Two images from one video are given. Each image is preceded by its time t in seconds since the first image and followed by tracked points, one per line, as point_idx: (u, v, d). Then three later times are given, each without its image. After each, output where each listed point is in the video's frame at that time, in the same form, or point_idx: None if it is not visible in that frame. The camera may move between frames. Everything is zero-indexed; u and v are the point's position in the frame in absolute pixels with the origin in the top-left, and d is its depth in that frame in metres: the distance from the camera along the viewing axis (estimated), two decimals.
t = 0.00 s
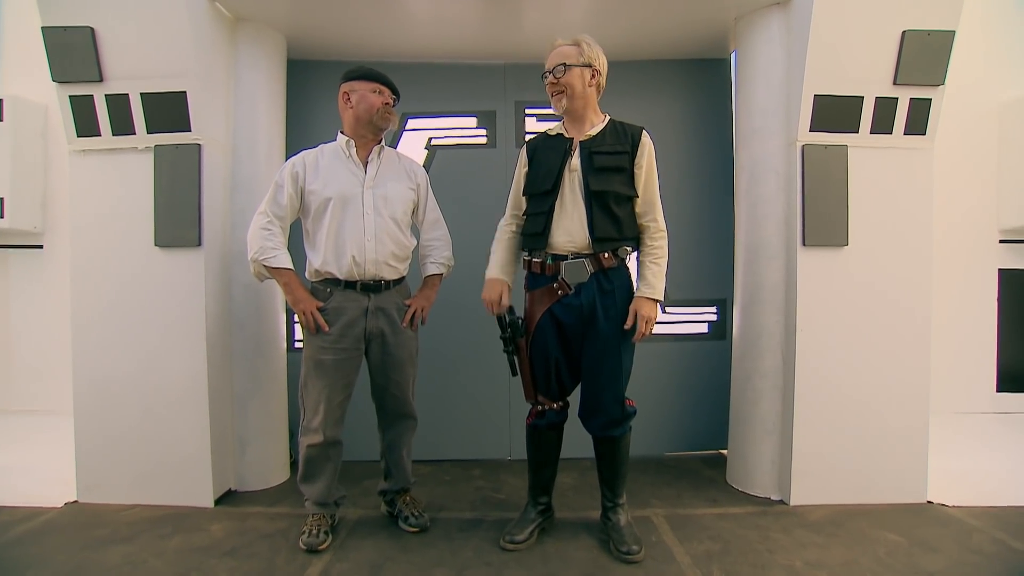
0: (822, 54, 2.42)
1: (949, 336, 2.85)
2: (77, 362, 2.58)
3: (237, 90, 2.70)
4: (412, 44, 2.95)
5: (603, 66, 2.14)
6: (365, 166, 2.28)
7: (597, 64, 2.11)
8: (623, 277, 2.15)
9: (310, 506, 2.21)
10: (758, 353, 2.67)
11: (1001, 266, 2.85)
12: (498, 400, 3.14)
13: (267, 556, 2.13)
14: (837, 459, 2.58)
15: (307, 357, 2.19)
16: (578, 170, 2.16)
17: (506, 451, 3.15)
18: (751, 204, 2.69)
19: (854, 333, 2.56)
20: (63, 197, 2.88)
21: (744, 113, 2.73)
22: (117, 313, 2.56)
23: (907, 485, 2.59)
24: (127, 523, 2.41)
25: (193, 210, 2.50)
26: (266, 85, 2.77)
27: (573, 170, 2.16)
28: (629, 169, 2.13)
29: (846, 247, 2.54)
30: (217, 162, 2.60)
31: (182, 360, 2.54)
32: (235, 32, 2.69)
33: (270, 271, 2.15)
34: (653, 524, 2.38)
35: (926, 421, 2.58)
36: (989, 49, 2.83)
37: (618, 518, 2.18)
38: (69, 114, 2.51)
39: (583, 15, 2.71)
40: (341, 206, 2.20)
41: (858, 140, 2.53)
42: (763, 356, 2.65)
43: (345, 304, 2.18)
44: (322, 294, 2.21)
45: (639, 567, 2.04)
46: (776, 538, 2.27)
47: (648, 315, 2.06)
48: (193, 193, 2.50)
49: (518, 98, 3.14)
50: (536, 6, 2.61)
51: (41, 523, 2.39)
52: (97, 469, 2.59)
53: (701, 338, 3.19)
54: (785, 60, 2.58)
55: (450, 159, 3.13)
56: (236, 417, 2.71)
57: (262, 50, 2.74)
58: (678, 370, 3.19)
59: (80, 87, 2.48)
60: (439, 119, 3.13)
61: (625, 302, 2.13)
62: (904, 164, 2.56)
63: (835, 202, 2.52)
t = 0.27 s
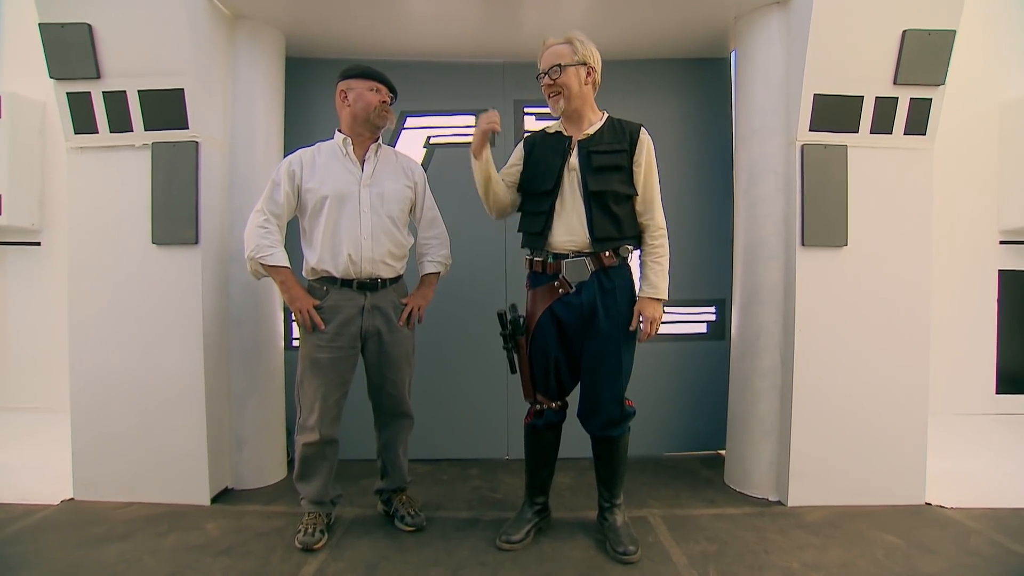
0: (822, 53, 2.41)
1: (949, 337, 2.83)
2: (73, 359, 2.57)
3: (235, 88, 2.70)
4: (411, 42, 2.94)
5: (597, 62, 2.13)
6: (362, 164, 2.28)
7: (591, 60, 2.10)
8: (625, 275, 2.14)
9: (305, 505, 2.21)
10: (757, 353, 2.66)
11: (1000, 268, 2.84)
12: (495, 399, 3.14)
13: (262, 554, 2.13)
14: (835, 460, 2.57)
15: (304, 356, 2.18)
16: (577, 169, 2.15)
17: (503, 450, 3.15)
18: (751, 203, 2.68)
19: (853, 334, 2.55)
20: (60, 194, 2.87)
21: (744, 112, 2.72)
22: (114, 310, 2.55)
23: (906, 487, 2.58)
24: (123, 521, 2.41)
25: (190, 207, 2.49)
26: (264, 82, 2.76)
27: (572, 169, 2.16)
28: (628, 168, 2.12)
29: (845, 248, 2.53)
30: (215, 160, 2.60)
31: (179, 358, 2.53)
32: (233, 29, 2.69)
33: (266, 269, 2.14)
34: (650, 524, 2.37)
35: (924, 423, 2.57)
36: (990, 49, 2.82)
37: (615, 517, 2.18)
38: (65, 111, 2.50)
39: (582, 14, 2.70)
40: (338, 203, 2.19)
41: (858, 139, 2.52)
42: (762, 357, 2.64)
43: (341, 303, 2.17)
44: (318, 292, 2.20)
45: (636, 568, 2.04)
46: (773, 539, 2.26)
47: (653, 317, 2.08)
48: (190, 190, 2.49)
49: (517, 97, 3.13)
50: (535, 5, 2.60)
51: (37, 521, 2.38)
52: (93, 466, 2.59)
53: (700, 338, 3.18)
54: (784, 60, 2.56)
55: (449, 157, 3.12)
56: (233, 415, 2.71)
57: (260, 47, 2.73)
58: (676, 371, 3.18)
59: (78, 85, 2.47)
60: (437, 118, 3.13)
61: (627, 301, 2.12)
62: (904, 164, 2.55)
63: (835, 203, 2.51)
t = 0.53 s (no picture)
0: (819, 57, 2.41)
1: (946, 341, 2.84)
2: (69, 362, 2.57)
3: (233, 91, 2.70)
4: (410, 46, 2.95)
5: (589, 65, 2.10)
6: (359, 168, 2.28)
7: (578, 63, 2.10)
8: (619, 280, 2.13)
9: (302, 509, 2.20)
10: (755, 357, 2.66)
11: (997, 272, 2.84)
12: (493, 403, 3.13)
13: (258, 559, 2.12)
14: (833, 464, 2.56)
15: (300, 359, 2.18)
16: (569, 175, 2.15)
17: (501, 454, 3.14)
18: (748, 207, 2.68)
19: (850, 338, 2.55)
20: (59, 197, 2.87)
21: (740, 116, 2.73)
22: (111, 314, 2.55)
23: (904, 491, 2.57)
24: (118, 525, 2.40)
25: (188, 211, 2.49)
26: (262, 85, 2.76)
27: (565, 175, 2.15)
28: (621, 173, 2.10)
29: (843, 252, 2.53)
30: (212, 163, 2.60)
31: (175, 361, 2.53)
32: (232, 33, 2.69)
33: (264, 273, 2.14)
34: (648, 529, 2.36)
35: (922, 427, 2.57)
36: (986, 54, 2.83)
37: (613, 525, 2.17)
38: (63, 113, 2.50)
39: (581, 18, 2.70)
40: (335, 207, 2.19)
41: (855, 143, 2.52)
42: (760, 360, 2.64)
43: (338, 307, 2.17)
44: (315, 296, 2.20)
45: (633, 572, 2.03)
46: (771, 544, 2.25)
47: (650, 324, 2.07)
48: (188, 194, 2.49)
49: (516, 101, 3.14)
50: (533, 9, 2.61)
51: (32, 525, 2.37)
52: (89, 470, 2.58)
53: (698, 342, 3.18)
54: (782, 64, 2.57)
55: (448, 160, 3.13)
56: (230, 419, 2.70)
57: (258, 50, 2.73)
58: (675, 376, 3.18)
59: (76, 87, 2.47)
60: (436, 122, 3.13)
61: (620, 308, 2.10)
62: (901, 169, 2.55)
63: (832, 207, 2.51)
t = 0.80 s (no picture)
0: (817, 60, 2.42)
1: (944, 343, 2.84)
2: (67, 363, 2.56)
3: (232, 92, 2.70)
4: (409, 48, 2.96)
5: (544, 70, 2.03)
6: (359, 169, 2.28)
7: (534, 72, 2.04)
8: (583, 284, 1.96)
9: (299, 510, 2.20)
10: (753, 359, 2.66)
11: (995, 275, 2.85)
12: (491, 405, 3.13)
13: (256, 560, 2.11)
14: (831, 466, 2.56)
15: (298, 360, 2.18)
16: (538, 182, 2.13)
17: (500, 456, 3.14)
18: (746, 210, 2.69)
19: (848, 340, 2.55)
20: (58, 197, 2.87)
21: (739, 118, 2.74)
22: (109, 315, 2.55)
23: (902, 493, 2.57)
24: (116, 526, 2.39)
25: (187, 212, 2.49)
26: (262, 86, 2.77)
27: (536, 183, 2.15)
28: (575, 173, 1.96)
29: (841, 254, 2.54)
30: (211, 164, 2.60)
31: (173, 363, 2.52)
32: (231, 34, 2.70)
33: (262, 274, 2.13)
34: (646, 531, 2.36)
35: (920, 429, 2.57)
36: (984, 57, 2.84)
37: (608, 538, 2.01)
38: (63, 114, 2.50)
39: (580, 21, 2.71)
40: (334, 209, 2.20)
41: (853, 146, 2.53)
42: (757, 363, 2.64)
43: (336, 308, 2.17)
44: (313, 297, 2.20)
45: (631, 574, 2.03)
46: (770, 546, 2.25)
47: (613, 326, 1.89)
48: (186, 195, 2.49)
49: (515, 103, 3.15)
50: (532, 12, 2.62)
51: (30, 526, 2.37)
52: (86, 471, 2.57)
53: (697, 344, 3.18)
54: (780, 67, 2.58)
55: (447, 162, 3.13)
56: (228, 420, 2.69)
57: (258, 51, 2.74)
58: (674, 378, 3.18)
59: (76, 88, 2.48)
60: (435, 124, 3.14)
61: (576, 314, 1.93)
62: (899, 172, 2.56)
63: (830, 209, 2.52)
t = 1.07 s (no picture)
0: (820, 60, 2.42)
1: (947, 343, 2.83)
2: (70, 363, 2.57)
3: (234, 93, 2.71)
4: (411, 48, 2.96)
5: (517, 77, 2.03)
6: (364, 169, 2.29)
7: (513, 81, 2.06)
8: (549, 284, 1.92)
9: (302, 510, 2.20)
10: (755, 359, 2.65)
11: (999, 274, 2.84)
12: (493, 405, 3.13)
13: (258, 560, 2.12)
14: (834, 466, 2.56)
15: (303, 361, 2.18)
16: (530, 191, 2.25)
17: (502, 455, 3.14)
18: (749, 210, 2.68)
19: (851, 340, 2.55)
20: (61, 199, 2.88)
21: (741, 118, 2.73)
22: (112, 315, 2.56)
23: (906, 494, 2.57)
24: (118, 526, 2.40)
25: (189, 212, 2.49)
26: (264, 87, 2.77)
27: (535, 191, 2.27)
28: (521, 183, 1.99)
29: (844, 254, 2.53)
30: (214, 164, 2.60)
31: (176, 363, 2.53)
32: (234, 35, 2.70)
33: (266, 274, 2.12)
34: (648, 531, 2.36)
35: (924, 429, 2.56)
36: (987, 56, 2.83)
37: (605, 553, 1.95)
38: (66, 115, 2.51)
39: (582, 21, 2.71)
40: (340, 209, 2.19)
41: (857, 146, 2.52)
42: (759, 362, 2.64)
43: (341, 308, 2.17)
44: (318, 298, 2.20)
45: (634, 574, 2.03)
46: (773, 547, 2.24)
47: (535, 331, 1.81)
48: (189, 195, 2.50)
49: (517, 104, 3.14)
50: (534, 12, 2.62)
51: (33, 526, 2.38)
52: (89, 471, 2.58)
53: (699, 344, 3.18)
54: (783, 66, 2.57)
55: (449, 161, 3.13)
56: (230, 420, 2.70)
57: (260, 52, 2.74)
58: (676, 378, 3.17)
59: (79, 89, 2.48)
60: (437, 124, 3.14)
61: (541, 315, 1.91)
62: (901, 171, 2.55)
63: (833, 209, 2.51)
